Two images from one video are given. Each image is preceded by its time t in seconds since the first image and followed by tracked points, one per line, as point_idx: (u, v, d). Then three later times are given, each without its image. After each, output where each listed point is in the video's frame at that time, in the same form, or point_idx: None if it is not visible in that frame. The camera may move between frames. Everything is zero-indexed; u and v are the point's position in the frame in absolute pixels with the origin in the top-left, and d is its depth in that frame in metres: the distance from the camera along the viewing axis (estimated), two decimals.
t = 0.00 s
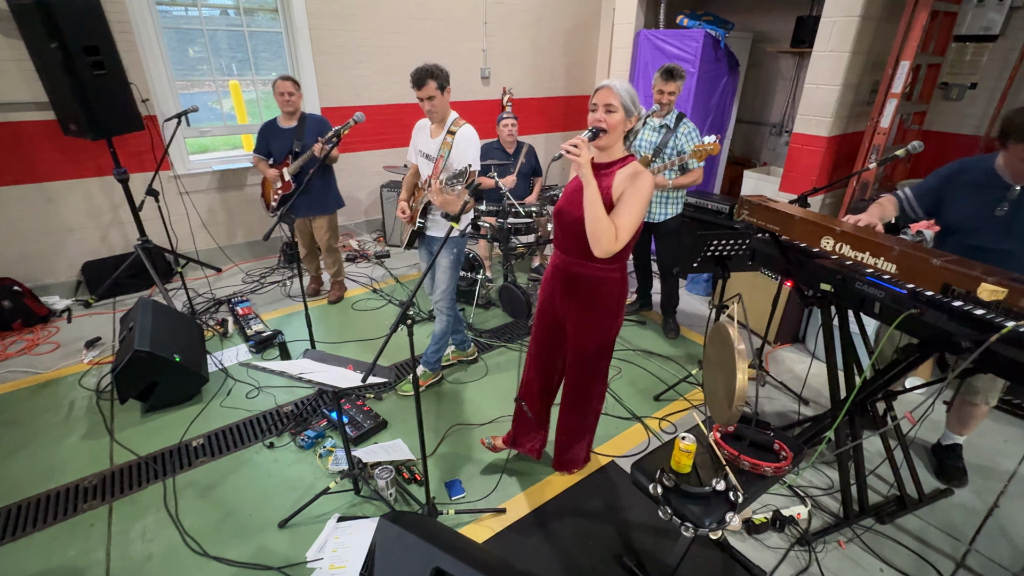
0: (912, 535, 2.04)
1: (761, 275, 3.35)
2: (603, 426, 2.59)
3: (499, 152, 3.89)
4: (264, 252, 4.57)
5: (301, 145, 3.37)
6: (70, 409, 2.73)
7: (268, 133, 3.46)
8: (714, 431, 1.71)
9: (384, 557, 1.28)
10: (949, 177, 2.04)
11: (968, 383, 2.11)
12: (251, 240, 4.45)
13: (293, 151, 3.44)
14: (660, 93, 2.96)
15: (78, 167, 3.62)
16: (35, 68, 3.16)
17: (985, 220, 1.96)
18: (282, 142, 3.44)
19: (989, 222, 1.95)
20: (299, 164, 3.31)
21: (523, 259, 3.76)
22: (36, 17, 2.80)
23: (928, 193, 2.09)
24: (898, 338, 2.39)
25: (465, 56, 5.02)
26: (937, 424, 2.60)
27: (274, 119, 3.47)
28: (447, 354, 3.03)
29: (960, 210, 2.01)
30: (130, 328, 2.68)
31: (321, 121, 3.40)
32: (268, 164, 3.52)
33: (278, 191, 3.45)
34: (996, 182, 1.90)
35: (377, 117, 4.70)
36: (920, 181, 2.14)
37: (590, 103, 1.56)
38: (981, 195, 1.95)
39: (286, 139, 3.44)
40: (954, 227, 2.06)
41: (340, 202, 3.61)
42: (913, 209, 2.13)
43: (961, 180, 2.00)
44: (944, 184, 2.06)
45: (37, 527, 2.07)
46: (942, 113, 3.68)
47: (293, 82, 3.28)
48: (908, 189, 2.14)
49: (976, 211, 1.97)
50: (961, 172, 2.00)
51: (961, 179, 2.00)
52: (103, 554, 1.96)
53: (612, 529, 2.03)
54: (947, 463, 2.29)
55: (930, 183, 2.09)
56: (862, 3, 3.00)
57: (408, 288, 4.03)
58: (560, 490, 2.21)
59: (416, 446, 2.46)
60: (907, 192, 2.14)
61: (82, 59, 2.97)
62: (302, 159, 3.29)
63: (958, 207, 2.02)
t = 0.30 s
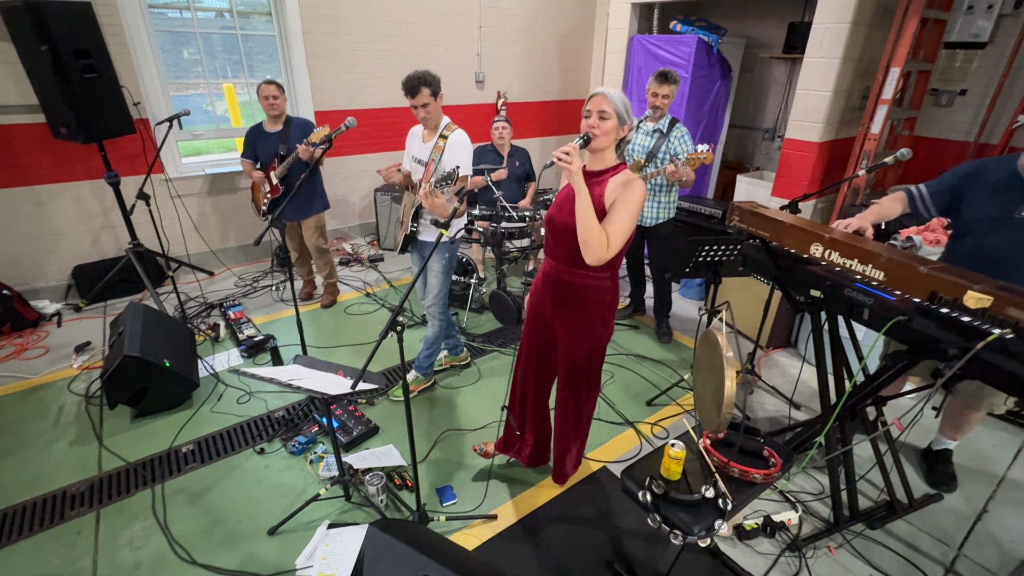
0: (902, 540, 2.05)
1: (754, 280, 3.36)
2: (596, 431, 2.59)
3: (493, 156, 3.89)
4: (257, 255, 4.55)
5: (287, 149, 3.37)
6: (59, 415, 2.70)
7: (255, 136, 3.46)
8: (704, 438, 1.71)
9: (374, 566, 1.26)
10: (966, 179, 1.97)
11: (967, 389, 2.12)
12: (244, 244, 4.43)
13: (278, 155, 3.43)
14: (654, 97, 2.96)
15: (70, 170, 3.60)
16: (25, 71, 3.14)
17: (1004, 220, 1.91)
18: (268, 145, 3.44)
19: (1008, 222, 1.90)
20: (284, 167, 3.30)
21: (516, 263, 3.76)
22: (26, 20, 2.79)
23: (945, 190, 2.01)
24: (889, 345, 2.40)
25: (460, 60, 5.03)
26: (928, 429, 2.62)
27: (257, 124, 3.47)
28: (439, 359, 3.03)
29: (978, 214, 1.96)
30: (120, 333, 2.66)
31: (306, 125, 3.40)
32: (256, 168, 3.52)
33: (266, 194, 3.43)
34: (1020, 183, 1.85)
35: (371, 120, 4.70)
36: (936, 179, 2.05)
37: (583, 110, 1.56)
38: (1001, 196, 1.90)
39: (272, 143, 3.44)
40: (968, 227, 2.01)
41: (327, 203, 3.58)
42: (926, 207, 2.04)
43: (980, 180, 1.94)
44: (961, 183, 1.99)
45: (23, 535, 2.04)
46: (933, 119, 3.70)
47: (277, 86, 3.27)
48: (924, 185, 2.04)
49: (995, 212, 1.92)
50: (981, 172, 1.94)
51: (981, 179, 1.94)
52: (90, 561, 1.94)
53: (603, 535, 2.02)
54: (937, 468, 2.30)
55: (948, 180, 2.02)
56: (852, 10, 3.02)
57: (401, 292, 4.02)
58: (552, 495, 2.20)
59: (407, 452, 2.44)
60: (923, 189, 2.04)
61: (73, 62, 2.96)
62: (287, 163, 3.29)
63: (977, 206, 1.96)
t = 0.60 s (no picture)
0: (905, 546, 2.03)
1: (755, 283, 3.34)
2: (596, 435, 2.58)
3: (494, 158, 3.88)
4: (258, 257, 4.56)
5: (285, 150, 3.36)
6: (59, 418, 2.70)
7: (255, 138, 3.48)
8: (705, 443, 1.70)
9: (371, 571, 1.27)
10: (973, 189, 1.96)
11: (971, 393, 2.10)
12: (245, 246, 4.44)
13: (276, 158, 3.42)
14: (653, 100, 2.96)
15: (71, 173, 3.61)
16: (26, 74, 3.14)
17: (1008, 233, 1.88)
18: (267, 147, 3.44)
19: (1012, 235, 1.87)
20: (283, 169, 3.29)
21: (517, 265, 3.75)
22: (27, 22, 2.79)
23: (951, 199, 2.01)
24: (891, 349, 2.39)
25: (461, 62, 5.03)
26: (931, 434, 2.60)
27: (257, 125, 3.48)
28: (440, 362, 3.02)
29: (984, 224, 1.94)
30: (120, 336, 2.65)
31: (304, 126, 3.41)
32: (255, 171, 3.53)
33: (266, 200, 3.47)
34: None
35: (372, 122, 4.70)
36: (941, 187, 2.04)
37: (588, 117, 1.56)
38: (1008, 208, 1.87)
39: (270, 145, 3.44)
40: (974, 238, 1.99)
41: (326, 205, 3.58)
42: (928, 215, 2.03)
43: (988, 190, 1.93)
44: (968, 193, 1.98)
45: (21, 539, 2.04)
46: (936, 121, 3.69)
47: (275, 88, 3.28)
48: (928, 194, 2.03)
49: (999, 223, 1.90)
50: (988, 183, 1.93)
51: (987, 191, 1.93)
52: (88, 565, 1.94)
53: (604, 540, 2.01)
54: (940, 473, 2.29)
55: (954, 189, 2.00)
56: (854, 12, 3.01)
57: (402, 294, 4.02)
58: (552, 500, 2.19)
59: (406, 455, 2.44)
60: (926, 198, 2.03)
61: (74, 65, 2.96)
62: (285, 164, 3.28)
63: (983, 217, 1.94)
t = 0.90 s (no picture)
0: (906, 548, 2.03)
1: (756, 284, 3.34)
2: (596, 437, 2.58)
3: (493, 159, 3.88)
4: (258, 259, 4.55)
5: (284, 152, 3.35)
6: (59, 419, 2.70)
7: (256, 138, 3.47)
8: (705, 446, 1.70)
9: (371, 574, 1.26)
10: (958, 185, 1.97)
11: (970, 395, 2.11)
12: (245, 247, 4.43)
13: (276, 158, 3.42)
14: (652, 100, 2.95)
15: (71, 174, 3.60)
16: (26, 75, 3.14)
17: (996, 227, 1.88)
18: (267, 148, 3.44)
19: (1001, 228, 1.87)
20: (283, 170, 3.29)
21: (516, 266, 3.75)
22: (26, 24, 2.79)
23: (938, 198, 2.01)
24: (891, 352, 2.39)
25: (461, 63, 5.02)
26: (932, 435, 2.60)
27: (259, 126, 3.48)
28: (440, 364, 3.01)
29: (973, 220, 1.94)
30: (119, 337, 2.65)
31: (304, 128, 3.40)
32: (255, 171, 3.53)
33: (264, 198, 3.44)
34: (1010, 189, 1.83)
35: (372, 123, 4.69)
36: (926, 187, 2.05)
37: (593, 120, 1.55)
38: (994, 203, 1.88)
39: (271, 145, 3.44)
40: (962, 234, 1.99)
41: (325, 207, 3.57)
42: (919, 215, 2.03)
43: (974, 187, 1.93)
44: (953, 192, 1.99)
45: (21, 541, 2.04)
46: (936, 122, 3.68)
47: (277, 89, 3.28)
48: (916, 193, 2.04)
49: (987, 218, 1.90)
50: (973, 180, 1.94)
51: (972, 187, 1.94)
52: (88, 568, 1.94)
53: (604, 542, 2.01)
54: (941, 475, 2.28)
55: (940, 188, 2.01)
56: (855, 12, 3.01)
57: (402, 295, 4.01)
58: (552, 502, 2.19)
59: (407, 457, 2.43)
60: (914, 197, 2.04)
61: (73, 66, 2.96)
62: (284, 164, 3.27)
63: (971, 213, 1.94)
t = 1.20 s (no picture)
0: (901, 549, 2.03)
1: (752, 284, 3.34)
2: (593, 438, 2.57)
3: (490, 160, 3.87)
4: (255, 260, 4.54)
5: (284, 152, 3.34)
6: (54, 422, 2.69)
7: (255, 138, 3.46)
8: (700, 447, 1.69)
9: None
10: (933, 187, 2.01)
11: (961, 395, 2.13)
12: (242, 248, 4.42)
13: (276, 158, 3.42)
14: (648, 101, 2.95)
15: (66, 175, 3.59)
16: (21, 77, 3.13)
17: (972, 225, 1.90)
18: (267, 148, 3.43)
19: (976, 226, 1.89)
20: (281, 171, 3.28)
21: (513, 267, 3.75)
22: (21, 25, 2.78)
23: (916, 199, 2.04)
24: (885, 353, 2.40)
25: (458, 63, 5.02)
26: (927, 435, 2.60)
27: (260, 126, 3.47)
28: (436, 365, 3.01)
29: (948, 218, 1.96)
30: (114, 339, 2.64)
31: (305, 129, 3.39)
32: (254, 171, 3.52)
33: (262, 197, 3.44)
34: (984, 188, 1.87)
35: (369, 124, 4.69)
36: (902, 190, 2.08)
37: (575, 124, 1.54)
38: (968, 202, 1.91)
39: (272, 145, 3.43)
40: (939, 233, 2.01)
41: (323, 209, 3.57)
42: (900, 217, 2.07)
43: (948, 187, 1.96)
44: (929, 192, 2.02)
45: (15, 545, 2.03)
46: (932, 122, 3.69)
47: (279, 94, 3.26)
48: (894, 197, 2.07)
49: (961, 217, 1.92)
50: (947, 180, 1.97)
51: (946, 186, 1.97)
52: (82, 571, 1.93)
53: (600, 544, 2.00)
54: (937, 476, 2.28)
55: (915, 189, 2.04)
56: (851, 13, 3.01)
57: (399, 296, 4.01)
58: (547, 504, 2.18)
59: (403, 459, 2.43)
60: (894, 201, 2.06)
61: (67, 67, 2.95)
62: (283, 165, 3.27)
63: (947, 212, 1.96)
